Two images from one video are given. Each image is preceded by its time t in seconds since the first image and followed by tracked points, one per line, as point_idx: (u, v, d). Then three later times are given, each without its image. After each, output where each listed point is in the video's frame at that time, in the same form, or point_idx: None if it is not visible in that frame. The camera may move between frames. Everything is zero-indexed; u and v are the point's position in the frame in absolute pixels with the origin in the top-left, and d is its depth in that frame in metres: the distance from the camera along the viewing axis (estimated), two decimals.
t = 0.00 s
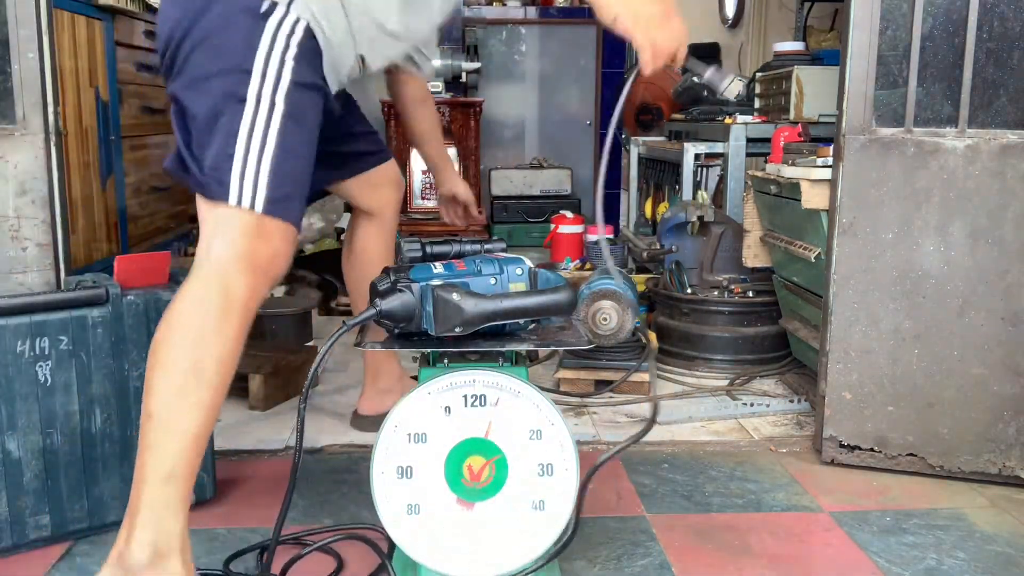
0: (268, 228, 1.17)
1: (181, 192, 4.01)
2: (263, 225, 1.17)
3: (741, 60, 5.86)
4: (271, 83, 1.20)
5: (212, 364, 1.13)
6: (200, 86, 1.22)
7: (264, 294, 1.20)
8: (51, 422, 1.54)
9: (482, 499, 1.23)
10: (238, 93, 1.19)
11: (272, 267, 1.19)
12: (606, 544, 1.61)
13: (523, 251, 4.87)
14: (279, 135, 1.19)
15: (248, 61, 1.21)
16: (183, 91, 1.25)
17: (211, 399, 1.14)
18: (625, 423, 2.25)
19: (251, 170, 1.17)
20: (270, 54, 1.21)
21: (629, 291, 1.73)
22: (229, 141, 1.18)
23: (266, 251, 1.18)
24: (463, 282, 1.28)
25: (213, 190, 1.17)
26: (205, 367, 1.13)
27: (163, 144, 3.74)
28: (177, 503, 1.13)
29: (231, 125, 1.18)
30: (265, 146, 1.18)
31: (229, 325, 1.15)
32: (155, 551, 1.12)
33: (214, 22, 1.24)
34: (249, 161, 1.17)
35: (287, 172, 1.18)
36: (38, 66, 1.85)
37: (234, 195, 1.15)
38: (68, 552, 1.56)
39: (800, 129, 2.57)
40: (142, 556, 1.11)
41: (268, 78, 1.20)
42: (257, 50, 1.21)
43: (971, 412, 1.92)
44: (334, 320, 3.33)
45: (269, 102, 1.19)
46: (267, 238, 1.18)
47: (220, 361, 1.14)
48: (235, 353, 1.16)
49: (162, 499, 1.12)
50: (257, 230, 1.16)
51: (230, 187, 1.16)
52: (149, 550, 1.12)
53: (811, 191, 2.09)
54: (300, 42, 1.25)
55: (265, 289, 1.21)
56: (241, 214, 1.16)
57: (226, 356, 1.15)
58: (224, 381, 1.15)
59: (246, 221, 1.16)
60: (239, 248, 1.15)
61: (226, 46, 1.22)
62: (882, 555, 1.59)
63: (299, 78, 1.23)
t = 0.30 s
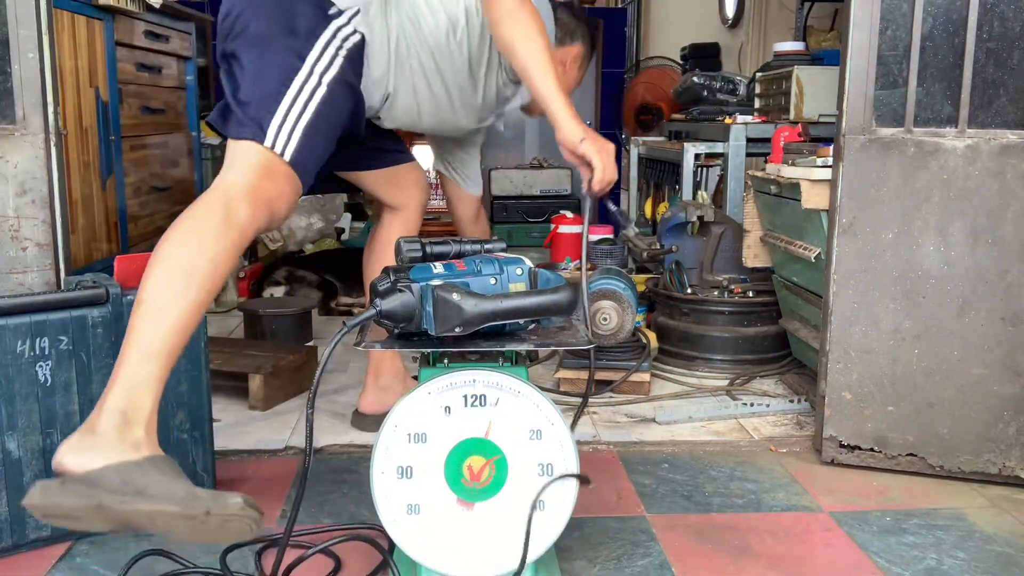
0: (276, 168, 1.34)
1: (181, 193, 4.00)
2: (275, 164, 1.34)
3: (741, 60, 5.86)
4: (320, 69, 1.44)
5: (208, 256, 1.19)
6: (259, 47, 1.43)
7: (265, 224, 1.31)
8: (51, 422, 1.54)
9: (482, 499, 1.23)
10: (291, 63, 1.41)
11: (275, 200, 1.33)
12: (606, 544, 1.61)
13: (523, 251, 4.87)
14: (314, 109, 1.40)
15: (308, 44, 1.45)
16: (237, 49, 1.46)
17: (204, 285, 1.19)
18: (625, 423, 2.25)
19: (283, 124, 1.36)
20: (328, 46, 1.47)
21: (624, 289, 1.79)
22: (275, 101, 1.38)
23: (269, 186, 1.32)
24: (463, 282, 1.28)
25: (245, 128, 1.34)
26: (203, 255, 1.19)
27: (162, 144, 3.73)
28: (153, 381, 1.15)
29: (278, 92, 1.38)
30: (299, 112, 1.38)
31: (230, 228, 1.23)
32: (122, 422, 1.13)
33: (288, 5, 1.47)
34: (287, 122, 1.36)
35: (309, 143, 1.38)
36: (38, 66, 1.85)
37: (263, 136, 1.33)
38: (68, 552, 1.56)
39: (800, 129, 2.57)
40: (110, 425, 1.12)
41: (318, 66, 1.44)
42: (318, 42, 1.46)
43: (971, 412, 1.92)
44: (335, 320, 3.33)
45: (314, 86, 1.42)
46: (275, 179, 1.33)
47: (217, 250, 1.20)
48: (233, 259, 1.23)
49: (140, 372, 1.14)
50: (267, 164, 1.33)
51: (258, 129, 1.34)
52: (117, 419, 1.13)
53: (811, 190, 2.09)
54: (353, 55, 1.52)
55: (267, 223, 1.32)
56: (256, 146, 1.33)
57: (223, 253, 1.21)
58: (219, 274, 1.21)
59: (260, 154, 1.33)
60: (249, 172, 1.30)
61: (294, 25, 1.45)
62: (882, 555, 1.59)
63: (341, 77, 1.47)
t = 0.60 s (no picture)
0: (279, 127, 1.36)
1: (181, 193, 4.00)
2: (278, 130, 1.35)
3: (741, 60, 5.86)
4: (335, 53, 1.47)
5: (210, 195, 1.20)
6: (277, 21, 1.46)
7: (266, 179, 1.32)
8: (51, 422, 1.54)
9: (482, 499, 1.23)
10: (306, 42, 1.44)
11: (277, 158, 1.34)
12: (606, 544, 1.61)
13: (523, 251, 4.87)
14: (323, 90, 1.43)
15: (327, 27, 1.48)
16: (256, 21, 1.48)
17: (202, 222, 1.19)
18: (625, 423, 2.25)
19: (292, 95, 1.38)
20: (346, 31, 1.50)
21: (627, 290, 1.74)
22: (287, 72, 1.40)
23: (272, 143, 1.34)
24: (463, 282, 1.28)
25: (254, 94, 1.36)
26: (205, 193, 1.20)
27: (162, 144, 3.73)
28: (142, 309, 1.15)
29: (290, 65, 1.41)
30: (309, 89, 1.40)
31: (234, 173, 1.24)
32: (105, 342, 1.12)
33: None
34: (295, 93, 1.38)
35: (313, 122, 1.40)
36: (38, 66, 1.85)
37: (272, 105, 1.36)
38: (68, 552, 1.56)
39: (800, 129, 2.57)
40: (93, 342, 1.11)
41: (332, 50, 1.47)
42: (337, 28, 1.49)
43: (971, 412, 1.92)
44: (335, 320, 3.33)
45: (327, 67, 1.44)
46: (279, 139, 1.35)
47: (219, 191, 1.21)
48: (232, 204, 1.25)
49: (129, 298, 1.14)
50: (272, 122, 1.35)
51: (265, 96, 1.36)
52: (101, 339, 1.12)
53: (811, 190, 2.09)
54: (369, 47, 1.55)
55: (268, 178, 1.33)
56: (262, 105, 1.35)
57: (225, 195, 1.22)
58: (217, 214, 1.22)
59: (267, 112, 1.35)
60: (255, 126, 1.32)
61: (316, 7, 1.49)
62: (882, 555, 1.59)
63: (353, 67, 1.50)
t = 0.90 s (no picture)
0: (291, 153, 1.41)
1: (181, 193, 4.00)
2: (291, 156, 1.41)
3: (741, 60, 5.86)
4: (348, 60, 1.48)
5: (230, 242, 1.27)
6: (286, 33, 1.47)
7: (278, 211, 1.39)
8: (51, 423, 1.54)
9: (482, 499, 1.23)
10: (319, 54, 1.46)
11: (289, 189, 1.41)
12: (606, 544, 1.61)
13: (523, 251, 4.87)
14: (344, 101, 1.46)
15: (337, 33, 1.49)
16: (262, 30, 1.49)
17: (224, 268, 1.26)
18: (625, 423, 2.25)
19: (315, 115, 1.41)
20: (356, 36, 1.51)
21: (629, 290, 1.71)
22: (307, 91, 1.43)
23: (284, 173, 1.40)
24: (463, 282, 1.28)
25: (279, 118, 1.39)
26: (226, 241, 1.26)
27: (163, 143, 3.73)
28: (170, 357, 1.22)
29: (309, 82, 1.43)
30: (330, 103, 1.43)
31: (250, 215, 1.31)
32: (139, 396, 1.19)
33: None
34: (320, 112, 1.42)
35: (340, 133, 1.44)
36: (38, 66, 1.84)
37: (297, 127, 1.40)
38: (68, 552, 1.56)
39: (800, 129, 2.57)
40: (128, 395, 1.19)
41: (346, 58, 1.48)
42: (347, 32, 1.50)
43: (971, 412, 1.92)
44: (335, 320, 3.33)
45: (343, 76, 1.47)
46: (291, 166, 1.41)
47: (238, 233, 1.28)
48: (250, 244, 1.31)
49: (160, 351, 1.20)
50: (286, 152, 1.40)
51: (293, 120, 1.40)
52: (134, 394, 1.19)
53: (811, 190, 2.09)
54: (382, 43, 1.56)
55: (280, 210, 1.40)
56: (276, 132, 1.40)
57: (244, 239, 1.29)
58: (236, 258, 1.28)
59: (282, 139, 1.40)
60: (268, 157, 1.38)
61: (323, 13, 1.49)
62: (882, 555, 1.59)
63: (370, 68, 1.52)
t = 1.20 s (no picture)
0: (300, 177, 1.49)
1: (181, 193, 4.00)
2: (298, 180, 1.49)
3: (741, 60, 5.86)
4: (350, 72, 1.50)
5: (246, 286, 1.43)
6: (287, 45, 1.48)
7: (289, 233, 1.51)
8: (51, 422, 1.54)
9: (482, 499, 1.23)
10: (321, 66, 1.48)
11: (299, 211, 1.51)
12: (606, 544, 1.61)
13: (522, 251, 4.87)
14: (346, 112, 1.48)
15: (337, 45, 1.50)
16: (262, 38, 1.50)
17: (242, 313, 1.44)
18: (625, 423, 2.25)
19: (319, 130, 1.46)
20: (357, 48, 1.51)
21: (629, 292, 1.71)
22: (310, 108, 1.46)
23: (293, 197, 1.49)
24: (463, 282, 1.28)
25: (284, 135, 1.44)
26: (242, 289, 1.43)
27: (163, 143, 3.73)
28: (206, 393, 1.46)
29: (311, 98, 1.46)
30: (334, 115, 1.47)
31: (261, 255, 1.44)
32: (186, 436, 1.46)
33: None
34: (322, 130, 1.46)
35: (345, 144, 1.48)
36: (38, 66, 1.84)
37: (301, 144, 1.45)
38: (68, 552, 1.56)
39: (800, 129, 2.57)
40: (178, 433, 1.45)
41: (347, 70, 1.49)
42: (349, 41, 1.51)
43: (971, 412, 1.92)
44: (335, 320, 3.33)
45: (344, 89, 1.48)
46: (297, 190, 1.49)
47: (250, 281, 1.43)
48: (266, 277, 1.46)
49: (196, 393, 1.45)
50: (293, 179, 1.48)
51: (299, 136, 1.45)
52: (182, 435, 1.46)
53: (811, 190, 2.09)
54: (385, 49, 1.56)
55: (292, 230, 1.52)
56: (282, 162, 1.47)
57: (258, 280, 1.45)
58: (254, 296, 1.45)
59: (288, 167, 1.47)
60: (275, 189, 1.46)
61: (324, 24, 1.50)
62: (882, 555, 1.59)
63: (373, 75, 1.53)
